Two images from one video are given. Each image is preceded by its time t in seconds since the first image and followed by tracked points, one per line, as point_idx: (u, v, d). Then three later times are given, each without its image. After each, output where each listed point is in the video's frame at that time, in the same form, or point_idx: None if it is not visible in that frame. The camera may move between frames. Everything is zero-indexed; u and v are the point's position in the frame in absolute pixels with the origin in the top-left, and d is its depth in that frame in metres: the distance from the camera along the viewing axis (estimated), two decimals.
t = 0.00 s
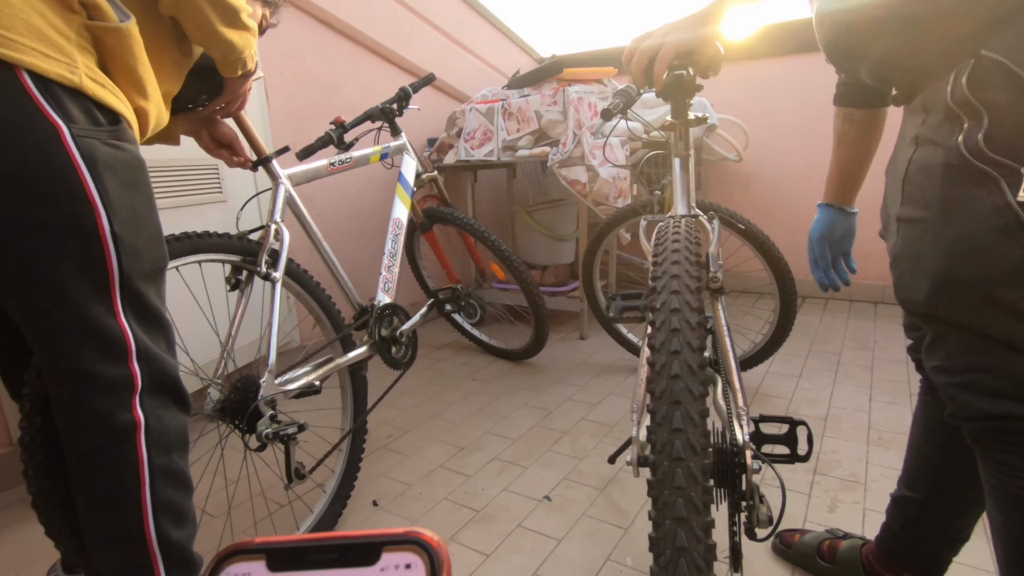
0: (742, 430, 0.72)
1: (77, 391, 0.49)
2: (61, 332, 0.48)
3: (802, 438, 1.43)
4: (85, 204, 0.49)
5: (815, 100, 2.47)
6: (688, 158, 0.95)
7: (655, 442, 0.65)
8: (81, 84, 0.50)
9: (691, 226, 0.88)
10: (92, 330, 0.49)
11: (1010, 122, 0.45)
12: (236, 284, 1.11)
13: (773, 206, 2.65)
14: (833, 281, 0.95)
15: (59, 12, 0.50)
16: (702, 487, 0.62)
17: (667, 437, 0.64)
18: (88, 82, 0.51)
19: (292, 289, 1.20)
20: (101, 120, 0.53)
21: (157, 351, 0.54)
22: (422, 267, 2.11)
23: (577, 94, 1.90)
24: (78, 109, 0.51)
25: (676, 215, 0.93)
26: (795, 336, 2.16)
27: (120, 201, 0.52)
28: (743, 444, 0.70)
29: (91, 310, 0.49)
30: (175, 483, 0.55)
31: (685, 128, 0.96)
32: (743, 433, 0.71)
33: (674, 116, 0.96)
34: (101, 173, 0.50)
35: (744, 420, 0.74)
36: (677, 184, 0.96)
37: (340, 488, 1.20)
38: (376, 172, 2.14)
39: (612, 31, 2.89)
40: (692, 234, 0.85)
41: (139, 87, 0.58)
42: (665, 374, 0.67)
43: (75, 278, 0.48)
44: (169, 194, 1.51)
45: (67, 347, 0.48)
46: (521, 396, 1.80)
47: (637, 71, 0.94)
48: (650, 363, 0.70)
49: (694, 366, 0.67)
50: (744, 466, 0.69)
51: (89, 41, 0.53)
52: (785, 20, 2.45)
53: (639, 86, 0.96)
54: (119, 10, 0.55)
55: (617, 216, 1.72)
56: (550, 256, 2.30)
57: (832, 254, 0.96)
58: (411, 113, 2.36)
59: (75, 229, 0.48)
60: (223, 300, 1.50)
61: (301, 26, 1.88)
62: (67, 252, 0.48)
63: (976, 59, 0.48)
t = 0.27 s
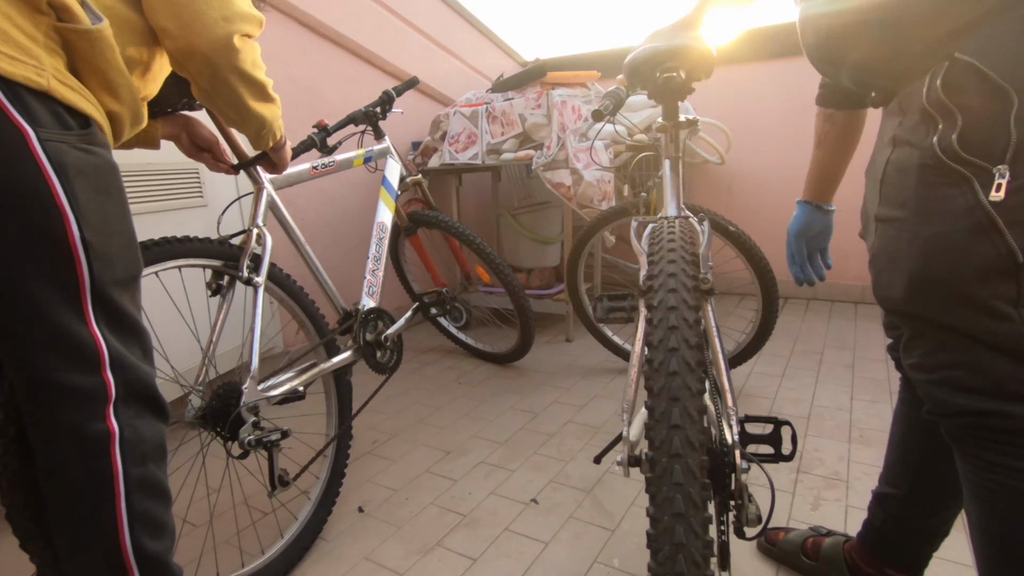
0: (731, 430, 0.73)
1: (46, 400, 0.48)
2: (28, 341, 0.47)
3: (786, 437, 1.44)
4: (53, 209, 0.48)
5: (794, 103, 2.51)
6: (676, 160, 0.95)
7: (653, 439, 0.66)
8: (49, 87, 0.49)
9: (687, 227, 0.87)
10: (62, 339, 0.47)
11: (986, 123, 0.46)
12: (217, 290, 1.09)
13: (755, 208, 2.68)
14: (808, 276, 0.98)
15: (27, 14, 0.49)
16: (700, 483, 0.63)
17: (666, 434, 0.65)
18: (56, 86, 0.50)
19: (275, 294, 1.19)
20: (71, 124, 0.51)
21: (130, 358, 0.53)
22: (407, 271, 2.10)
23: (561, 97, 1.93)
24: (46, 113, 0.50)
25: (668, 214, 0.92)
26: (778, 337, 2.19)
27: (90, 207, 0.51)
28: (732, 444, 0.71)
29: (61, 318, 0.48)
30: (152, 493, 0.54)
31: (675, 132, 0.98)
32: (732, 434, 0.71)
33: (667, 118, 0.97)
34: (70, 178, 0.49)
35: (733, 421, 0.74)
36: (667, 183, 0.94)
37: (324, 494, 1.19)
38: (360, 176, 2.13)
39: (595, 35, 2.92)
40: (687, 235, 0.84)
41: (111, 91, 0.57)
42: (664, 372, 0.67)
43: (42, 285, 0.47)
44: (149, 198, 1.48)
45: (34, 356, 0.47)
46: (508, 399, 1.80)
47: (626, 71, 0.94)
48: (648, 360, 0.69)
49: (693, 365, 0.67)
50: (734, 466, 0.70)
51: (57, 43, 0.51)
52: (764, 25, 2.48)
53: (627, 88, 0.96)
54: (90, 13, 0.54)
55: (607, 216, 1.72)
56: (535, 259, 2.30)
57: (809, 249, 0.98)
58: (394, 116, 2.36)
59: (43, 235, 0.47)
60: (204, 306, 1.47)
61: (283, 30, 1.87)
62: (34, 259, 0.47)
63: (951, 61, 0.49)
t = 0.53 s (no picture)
0: (703, 431, 0.78)
1: (39, 401, 0.47)
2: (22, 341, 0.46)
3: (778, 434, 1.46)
4: (49, 209, 0.47)
5: (784, 103, 2.53)
6: (640, 163, 0.95)
7: (582, 468, 0.57)
8: (43, 86, 0.49)
9: (631, 227, 0.78)
10: (58, 339, 0.47)
11: (971, 120, 0.47)
12: (210, 290, 1.08)
13: (746, 207, 2.70)
14: (803, 286, 0.98)
15: (19, 12, 0.49)
16: (631, 510, 0.54)
17: (594, 462, 0.56)
18: (51, 84, 0.49)
19: (268, 294, 1.18)
20: (66, 123, 0.51)
21: (125, 357, 0.52)
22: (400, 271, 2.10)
23: (554, 96, 1.93)
24: (41, 112, 0.49)
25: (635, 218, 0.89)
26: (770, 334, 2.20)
27: (86, 206, 0.50)
28: (704, 445, 0.77)
29: (57, 318, 0.47)
30: (148, 494, 0.53)
31: (636, 134, 0.98)
32: (703, 436, 0.77)
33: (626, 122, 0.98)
34: (66, 178, 0.49)
35: (705, 421, 0.79)
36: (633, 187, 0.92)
37: (319, 495, 1.18)
38: (352, 175, 2.12)
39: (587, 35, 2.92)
40: (632, 235, 0.75)
41: (105, 90, 0.56)
42: (591, 396, 0.58)
43: (38, 285, 0.47)
44: (139, 198, 1.47)
45: (27, 356, 0.46)
46: (502, 398, 1.80)
47: (581, 76, 0.90)
48: (579, 383, 0.60)
49: (622, 387, 0.57)
50: (704, 466, 0.76)
51: (51, 42, 0.51)
52: (754, 24, 2.50)
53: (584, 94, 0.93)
54: (84, 12, 0.54)
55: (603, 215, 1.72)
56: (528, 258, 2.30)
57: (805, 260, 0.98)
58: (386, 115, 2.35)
59: (39, 235, 0.47)
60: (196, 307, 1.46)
61: (273, 29, 1.86)
62: (30, 259, 0.47)
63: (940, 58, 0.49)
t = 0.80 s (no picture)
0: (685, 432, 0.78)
1: (40, 402, 0.47)
2: (24, 343, 0.46)
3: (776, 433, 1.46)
4: (54, 209, 0.47)
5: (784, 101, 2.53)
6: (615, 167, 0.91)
7: (545, 477, 0.56)
8: (48, 87, 0.48)
9: (595, 231, 0.77)
10: (62, 339, 0.47)
11: (977, 114, 0.44)
12: (210, 290, 1.08)
13: (745, 206, 2.70)
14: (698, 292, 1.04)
15: (25, 14, 0.49)
16: (593, 517, 0.53)
17: (554, 471, 0.55)
18: (55, 85, 0.49)
19: (268, 294, 1.18)
20: (69, 125, 0.51)
21: (127, 359, 0.52)
22: (399, 270, 2.10)
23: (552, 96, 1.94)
24: (45, 113, 0.49)
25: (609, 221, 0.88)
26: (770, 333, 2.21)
27: (89, 208, 0.50)
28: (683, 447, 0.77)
29: (61, 320, 0.47)
30: (148, 495, 0.53)
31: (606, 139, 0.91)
32: (683, 436, 0.78)
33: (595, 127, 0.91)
34: (70, 179, 0.49)
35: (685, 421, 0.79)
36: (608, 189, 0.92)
37: (318, 495, 1.18)
38: (351, 176, 2.11)
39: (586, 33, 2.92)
40: (596, 240, 0.74)
41: (108, 91, 0.56)
42: (550, 407, 0.57)
43: (42, 286, 0.47)
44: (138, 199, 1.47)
45: (29, 357, 0.46)
46: (501, 398, 1.80)
47: (543, 86, 0.83)
48: (539, 394, 0.59)
49: (579, 397, 0.57)
50: (687, 466, 0.77)
51: (56, 43, 0.51)
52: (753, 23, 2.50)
53: (548, 104, 0.85)
54: (86, 15, 0.54)
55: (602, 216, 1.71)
56: (528, 258, 2.30)
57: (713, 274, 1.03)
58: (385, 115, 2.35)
59: (43, 236, 0.47)
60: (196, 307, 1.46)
61: (273, 29, 1.86)
62: (34, 260, 0.46)
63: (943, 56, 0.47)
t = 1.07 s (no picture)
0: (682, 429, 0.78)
1: (43, 398, 0.47)
2: (26, 339, 0.46)
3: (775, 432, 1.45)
4: (57, 206, 0.47)
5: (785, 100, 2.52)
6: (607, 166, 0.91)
7: (540, 474, 0.56)
8: (51, 82, 0.48)
9: (588, 230, 0.77)
10: (64, 336, 0.47)
11: (992, 110, 0.43)
12: (210, 288, 1.07)
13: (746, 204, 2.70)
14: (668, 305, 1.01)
15: (28, 10, 0.48)
16: (588, 513, 0.53)
17: (549, 468, 0.55)
18: (57, 81, 0.49)
19: (268, 291, 1.18)
20: (72, 120, 0.51)
21: (129, 355, 0.52)
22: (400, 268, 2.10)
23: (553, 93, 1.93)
24: (49, 108, 0.49)
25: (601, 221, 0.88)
26: (771, 332, 2.20)
27: (92, 203, 0.50)
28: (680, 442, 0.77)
29: (64, 316, 0.47)
30: (150, 492, 0.53)
31: (597, 139, 0.92)
32: (680, 433, 0.77)
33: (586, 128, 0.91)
34: (73, 175, 0.49)
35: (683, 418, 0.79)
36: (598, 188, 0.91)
37: (320, 492, 1.18)
38: (352, 173, 2.11)
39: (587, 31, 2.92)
40: (588, 239, 0.74)
41: (110, 88, 0.56)
42: (544, 404, 0.57)
43: (45, 282, 0.46)
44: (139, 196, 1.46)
45: (32, 353, 0.46)
46: (502, 396, 1.80)
47: (532, 88, 0.82)
48: (534, 392, 0.59)
49: (572, 393, 0.56)
50: (684, 463, 0.76)
51: (59, 39, 0.51)
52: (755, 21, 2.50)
53: (538, 105, 0.85)
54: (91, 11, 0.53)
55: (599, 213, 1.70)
56: (528, 255, 2.31)
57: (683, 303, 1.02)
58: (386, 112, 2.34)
59: (47, 231, 0.47)
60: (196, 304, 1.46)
61: (274, 26, 1.85)
62: (36, 256, 0.46)
63: (961, 50, 0.46)
